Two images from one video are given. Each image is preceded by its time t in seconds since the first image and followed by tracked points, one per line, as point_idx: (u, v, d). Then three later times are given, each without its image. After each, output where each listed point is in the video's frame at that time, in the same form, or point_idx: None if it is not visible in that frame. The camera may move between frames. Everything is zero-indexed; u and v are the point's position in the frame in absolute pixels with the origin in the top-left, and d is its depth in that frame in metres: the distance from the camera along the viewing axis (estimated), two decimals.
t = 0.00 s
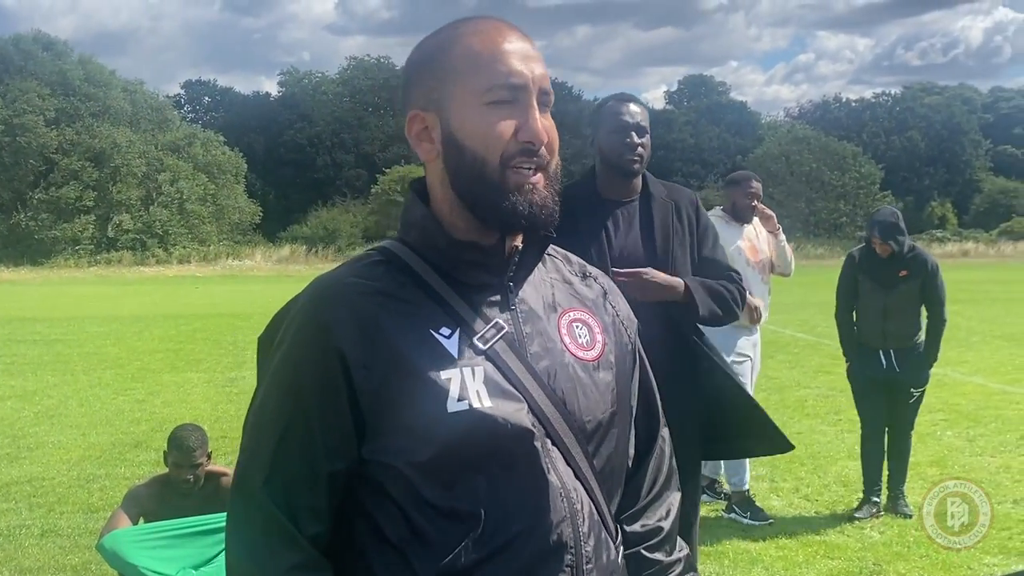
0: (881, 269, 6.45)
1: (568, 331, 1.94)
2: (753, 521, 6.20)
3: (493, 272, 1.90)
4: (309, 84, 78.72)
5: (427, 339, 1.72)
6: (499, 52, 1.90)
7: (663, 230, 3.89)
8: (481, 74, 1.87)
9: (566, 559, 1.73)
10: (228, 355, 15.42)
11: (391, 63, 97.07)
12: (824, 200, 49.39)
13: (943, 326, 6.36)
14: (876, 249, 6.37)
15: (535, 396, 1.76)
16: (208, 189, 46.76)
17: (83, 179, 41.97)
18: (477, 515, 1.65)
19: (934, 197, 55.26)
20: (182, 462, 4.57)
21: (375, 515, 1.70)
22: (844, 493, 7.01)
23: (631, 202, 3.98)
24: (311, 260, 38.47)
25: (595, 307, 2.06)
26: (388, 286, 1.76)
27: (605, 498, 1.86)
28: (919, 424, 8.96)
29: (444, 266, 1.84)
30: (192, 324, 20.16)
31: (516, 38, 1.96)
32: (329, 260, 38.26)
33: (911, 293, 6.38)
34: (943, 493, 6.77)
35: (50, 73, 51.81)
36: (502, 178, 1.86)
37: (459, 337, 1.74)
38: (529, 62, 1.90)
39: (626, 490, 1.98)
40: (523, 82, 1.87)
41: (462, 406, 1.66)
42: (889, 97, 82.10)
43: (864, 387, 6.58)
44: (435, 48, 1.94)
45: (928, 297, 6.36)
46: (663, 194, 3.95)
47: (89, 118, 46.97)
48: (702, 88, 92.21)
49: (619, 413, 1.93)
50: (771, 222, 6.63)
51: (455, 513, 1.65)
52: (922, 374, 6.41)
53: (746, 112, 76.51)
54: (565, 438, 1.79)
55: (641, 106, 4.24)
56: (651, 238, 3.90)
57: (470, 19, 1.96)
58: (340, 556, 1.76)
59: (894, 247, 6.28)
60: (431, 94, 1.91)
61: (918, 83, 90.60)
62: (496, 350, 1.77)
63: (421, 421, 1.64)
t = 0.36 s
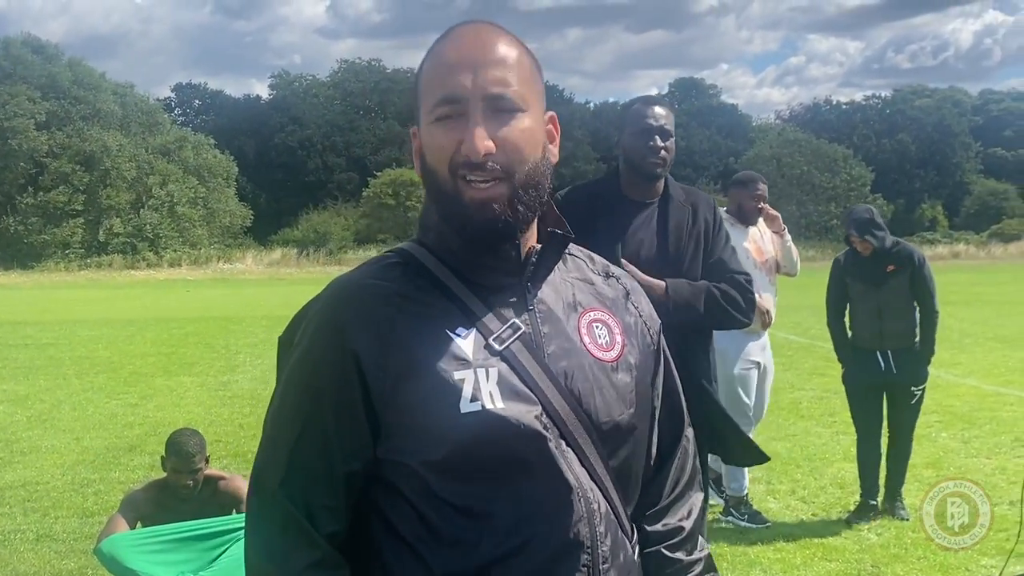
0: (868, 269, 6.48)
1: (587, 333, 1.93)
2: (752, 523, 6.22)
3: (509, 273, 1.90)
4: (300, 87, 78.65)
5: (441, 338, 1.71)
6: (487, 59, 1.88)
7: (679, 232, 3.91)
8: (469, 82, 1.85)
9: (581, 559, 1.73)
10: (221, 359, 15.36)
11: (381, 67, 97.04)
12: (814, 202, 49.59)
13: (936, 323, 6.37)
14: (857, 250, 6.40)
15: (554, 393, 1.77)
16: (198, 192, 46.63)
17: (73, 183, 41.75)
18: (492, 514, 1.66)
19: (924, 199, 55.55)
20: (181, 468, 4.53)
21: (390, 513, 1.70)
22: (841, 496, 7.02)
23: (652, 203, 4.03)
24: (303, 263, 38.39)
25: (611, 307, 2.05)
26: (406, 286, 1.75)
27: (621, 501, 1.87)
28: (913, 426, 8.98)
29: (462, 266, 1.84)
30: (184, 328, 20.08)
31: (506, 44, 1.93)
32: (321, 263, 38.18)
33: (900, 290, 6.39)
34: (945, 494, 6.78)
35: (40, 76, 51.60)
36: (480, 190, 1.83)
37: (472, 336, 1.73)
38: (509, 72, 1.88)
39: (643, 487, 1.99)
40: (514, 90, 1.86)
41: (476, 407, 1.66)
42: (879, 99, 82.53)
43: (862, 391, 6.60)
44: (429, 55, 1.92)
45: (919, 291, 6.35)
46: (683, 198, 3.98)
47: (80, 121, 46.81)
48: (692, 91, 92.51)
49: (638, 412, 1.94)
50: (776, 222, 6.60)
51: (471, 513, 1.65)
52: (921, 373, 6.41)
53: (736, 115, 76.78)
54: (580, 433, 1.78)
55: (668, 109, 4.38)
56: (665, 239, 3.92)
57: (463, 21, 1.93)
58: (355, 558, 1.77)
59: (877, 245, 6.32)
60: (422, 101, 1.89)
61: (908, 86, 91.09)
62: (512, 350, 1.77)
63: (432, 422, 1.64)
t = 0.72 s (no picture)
0: (869, 273, 6.55)
1: (590, 330, 1.90)
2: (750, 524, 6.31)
3: (508, 275, 1.92)
4: (293, 90, 78.63)
5: (430, 345, 1.76)
6: (467, 70, 1.88)
7: (690, 239, 3.94)
8: (439, 101, 1.86)
9: (574, 556, 1.73)
10: (216, 361, 15.32)
11: (374, 69, 96.95)
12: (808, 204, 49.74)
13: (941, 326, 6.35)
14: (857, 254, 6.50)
15: (546, 393, 1.79)
16: (191, 194, 46.56)
17: (65, 185, 41.54)
18: (484, 510, 1.69)
19: (917, 202, 55.77)
20: (184, 470, 4.52)
21: (401, 510, 1.75)
22: (841, 496, 7.06)
23: (667, 206, 4.06)
24: (297, 266, 38.36)
25: (622, 299, 2.00)
26: (401, 290, 1.82)
27: (627, 499, 1.87)
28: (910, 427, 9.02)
29: (460, 272, 1.88)
30: (179, 330, 20.05)
31: (489, 48, 1.92)
32: (315, 266, 38.16)
33: (903, 292, 6.42)
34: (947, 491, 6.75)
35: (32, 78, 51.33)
36: (452, 208, 1.86)
37: (462, 343, 1.77)
38: (479, 84, 1.87)
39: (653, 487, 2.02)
40: (484, 101, 1.85)
41: (460, 408, 1.69)
42: (872, 101, 82.94)
43: (866, 394, 6.61)
44: (409, 72, 1.94)
45: (921, 292, 6.38)
46: (696, 204, 4.02)
47: (73, 123, 46.64)
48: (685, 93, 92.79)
49: (651, 407, 1.90)
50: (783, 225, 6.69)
51: (463, 506, 1.69)
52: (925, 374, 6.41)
53: (730, 117, 77.02)
54: (575, 434, 1.79)
55: (690, 114, 4.35)
56: (675, 243, 3.95)
57: (441, 30, 1.93)
58: (360, 549, 1.86)
59: (876, 249, 6.40)
60: (405, 121, 1.93)
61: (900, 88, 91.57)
62: (504, 353, 1.79)
63: (427, 424, 1.69)
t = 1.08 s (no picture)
0: (895, 271, 6.56)
1: (590, 320, 1.90)
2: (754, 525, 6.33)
3: (507, 271, 1.95)
4: (288, 91, 78.57)
5: (430, 343, 1.85)
6: (440, 74, 1.88)
7: (698, 241, 3.96)
8: (409, 110, 1.87)
9: (568, 543, 1.76)
10: (213, 362, 15.30)
11: (368, 70, 96.75)
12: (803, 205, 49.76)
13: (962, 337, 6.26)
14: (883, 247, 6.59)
15: (543, 386, 1.83)
16: (185, 195, 46.40)
17: (59, 185, 41.26)
18: (479, 499, 1.79)
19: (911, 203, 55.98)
20: (188, 469, 4.52)
21: (422, 500, 1.87)
22: (841, 496, 7.09)
23: (677, 205, 4.07)
24: (292, 267, 38.33)
25: (628, 284, 1.98)
26: (403, 291, 1.92)
27: (636, 486, 1.88)
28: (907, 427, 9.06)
29: (459, 273, 1.93)
30: (174, 330, 20.01)
31: (458, 55, 1.92)
32: (310, 266, 38.14)
33: (923, 294, 6.40)
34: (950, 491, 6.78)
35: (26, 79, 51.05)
36: (431, 214, 1.88)
37: (460, 337, 1.86)
38: (439, 90, 1.86)
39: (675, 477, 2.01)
40: (453, 105, 1.85)
41: (455, 400, 1.79)
42: (866, 103, 83.30)
43: (878, 391, 6.69)
44: (384, 83, 1.95)
45: (942, 299, 6.33)
46: (706, 203, 4.05)
47: (67, 124, 46.39)
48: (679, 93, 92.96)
49: (658, 395, 1.89)
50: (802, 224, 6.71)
51: (468, 497, 1.80)
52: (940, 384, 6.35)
53: (724, 118, 77.23)
54: (575, 421, 1.83)
55: (704, 113, 4.34)
56: (683, 241, 3.96)
57: (413, 44, 1.94)
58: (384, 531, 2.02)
59: (898, 245, 6.46)
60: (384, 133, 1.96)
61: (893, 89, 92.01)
62: (500, 346, 1.84)
63: (428, 418, 1.81)
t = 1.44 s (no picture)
0: (900, 263, 6.62)
1: (614, 310, 2.00)
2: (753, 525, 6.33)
3: (534, 261, 2.08)
4: (284, 91, 78.48)
5: (458, 329, 2.00)
6: (476, 73, 2.02)
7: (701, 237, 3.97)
8: (439, 113, 2.03)
9: (564, 522, 1.87)
10: (211, 362, 15.26)
11: (365, 70, 96.64)
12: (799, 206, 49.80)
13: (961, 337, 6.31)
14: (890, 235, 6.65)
15: (563, 378, 1.94)
16: (181, 195, 46.27)
17: (55, 185, 41.09)
18: (490, 481, 1.93)
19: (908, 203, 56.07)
20: (191, 469, 4.51)
21: (452, 483, 2.03)
22: (840, 496, 7.10)
23: (680, 202, 4.09)
24: (288, 267, 38.30)
25: (654, 279, 2.05)
26: (444, 278, 2.08)
27: (648, 478, 1.96)
28: (906, 426, 9.07)
29: (489, 259, 2.08)
30: (170, 331, 19.95)
31: (491, 55, 2.04)
32: (306, 267, 38.11)
33: (926, 291, 6.45)
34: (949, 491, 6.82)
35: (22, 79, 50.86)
36: (463, 206, 2.05)
37: (486, 321, 1.99)
38: (472, 90, 2.00)
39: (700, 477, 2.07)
40: (482, 104, 1.99)
41: (473, 383, 1.93)
42: (862, 104, 83.46)
43: (879, 388, 6.74)
44: (425, 82, 2.11)
45: (945, 296, 6.38)
46: (708, 199, 4.08)
47: (63, 124, 46.23)
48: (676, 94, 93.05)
49: (676, 391, 1.95)
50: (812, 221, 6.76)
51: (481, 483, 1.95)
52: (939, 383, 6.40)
53: (720, 119, 77.31)
54: (590, 411, 1.93)
55: (705, 112, 4.35)
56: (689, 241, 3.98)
57: (455, 41, 2.08)
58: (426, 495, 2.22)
59: (906, 236, 6.52)
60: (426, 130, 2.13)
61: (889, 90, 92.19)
62: (521, 331, 1.96)
63: (447, 399, 1.97)
